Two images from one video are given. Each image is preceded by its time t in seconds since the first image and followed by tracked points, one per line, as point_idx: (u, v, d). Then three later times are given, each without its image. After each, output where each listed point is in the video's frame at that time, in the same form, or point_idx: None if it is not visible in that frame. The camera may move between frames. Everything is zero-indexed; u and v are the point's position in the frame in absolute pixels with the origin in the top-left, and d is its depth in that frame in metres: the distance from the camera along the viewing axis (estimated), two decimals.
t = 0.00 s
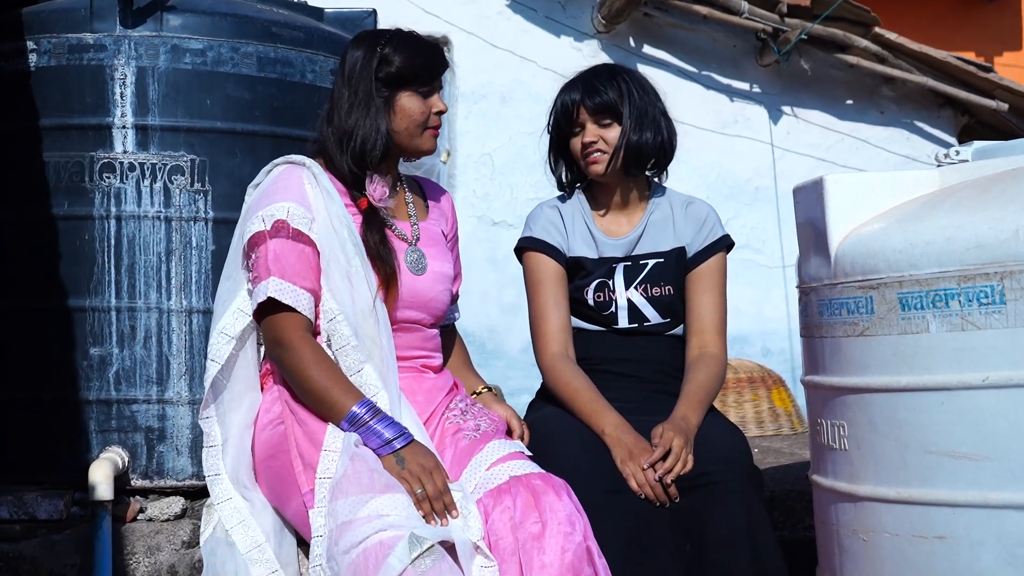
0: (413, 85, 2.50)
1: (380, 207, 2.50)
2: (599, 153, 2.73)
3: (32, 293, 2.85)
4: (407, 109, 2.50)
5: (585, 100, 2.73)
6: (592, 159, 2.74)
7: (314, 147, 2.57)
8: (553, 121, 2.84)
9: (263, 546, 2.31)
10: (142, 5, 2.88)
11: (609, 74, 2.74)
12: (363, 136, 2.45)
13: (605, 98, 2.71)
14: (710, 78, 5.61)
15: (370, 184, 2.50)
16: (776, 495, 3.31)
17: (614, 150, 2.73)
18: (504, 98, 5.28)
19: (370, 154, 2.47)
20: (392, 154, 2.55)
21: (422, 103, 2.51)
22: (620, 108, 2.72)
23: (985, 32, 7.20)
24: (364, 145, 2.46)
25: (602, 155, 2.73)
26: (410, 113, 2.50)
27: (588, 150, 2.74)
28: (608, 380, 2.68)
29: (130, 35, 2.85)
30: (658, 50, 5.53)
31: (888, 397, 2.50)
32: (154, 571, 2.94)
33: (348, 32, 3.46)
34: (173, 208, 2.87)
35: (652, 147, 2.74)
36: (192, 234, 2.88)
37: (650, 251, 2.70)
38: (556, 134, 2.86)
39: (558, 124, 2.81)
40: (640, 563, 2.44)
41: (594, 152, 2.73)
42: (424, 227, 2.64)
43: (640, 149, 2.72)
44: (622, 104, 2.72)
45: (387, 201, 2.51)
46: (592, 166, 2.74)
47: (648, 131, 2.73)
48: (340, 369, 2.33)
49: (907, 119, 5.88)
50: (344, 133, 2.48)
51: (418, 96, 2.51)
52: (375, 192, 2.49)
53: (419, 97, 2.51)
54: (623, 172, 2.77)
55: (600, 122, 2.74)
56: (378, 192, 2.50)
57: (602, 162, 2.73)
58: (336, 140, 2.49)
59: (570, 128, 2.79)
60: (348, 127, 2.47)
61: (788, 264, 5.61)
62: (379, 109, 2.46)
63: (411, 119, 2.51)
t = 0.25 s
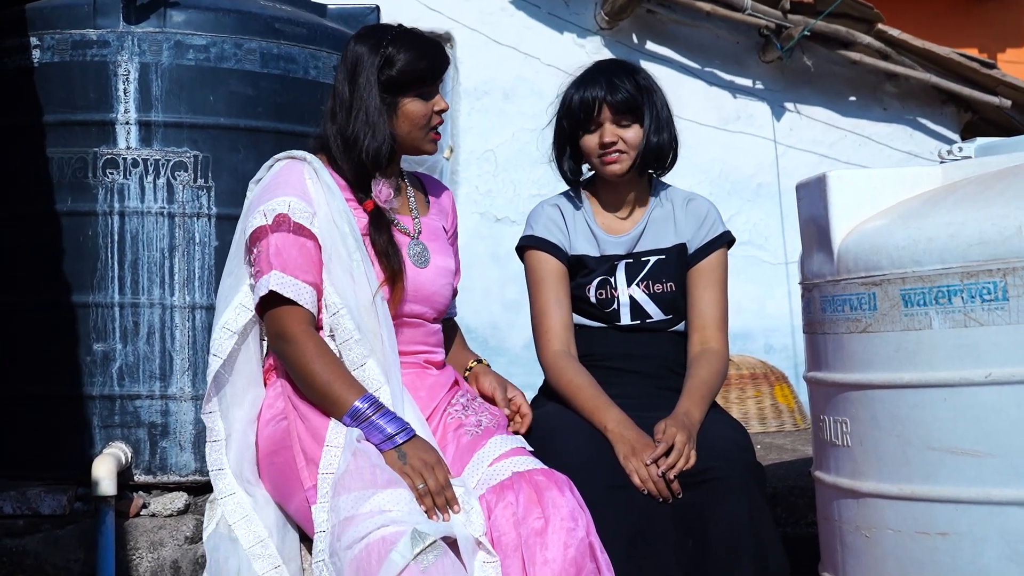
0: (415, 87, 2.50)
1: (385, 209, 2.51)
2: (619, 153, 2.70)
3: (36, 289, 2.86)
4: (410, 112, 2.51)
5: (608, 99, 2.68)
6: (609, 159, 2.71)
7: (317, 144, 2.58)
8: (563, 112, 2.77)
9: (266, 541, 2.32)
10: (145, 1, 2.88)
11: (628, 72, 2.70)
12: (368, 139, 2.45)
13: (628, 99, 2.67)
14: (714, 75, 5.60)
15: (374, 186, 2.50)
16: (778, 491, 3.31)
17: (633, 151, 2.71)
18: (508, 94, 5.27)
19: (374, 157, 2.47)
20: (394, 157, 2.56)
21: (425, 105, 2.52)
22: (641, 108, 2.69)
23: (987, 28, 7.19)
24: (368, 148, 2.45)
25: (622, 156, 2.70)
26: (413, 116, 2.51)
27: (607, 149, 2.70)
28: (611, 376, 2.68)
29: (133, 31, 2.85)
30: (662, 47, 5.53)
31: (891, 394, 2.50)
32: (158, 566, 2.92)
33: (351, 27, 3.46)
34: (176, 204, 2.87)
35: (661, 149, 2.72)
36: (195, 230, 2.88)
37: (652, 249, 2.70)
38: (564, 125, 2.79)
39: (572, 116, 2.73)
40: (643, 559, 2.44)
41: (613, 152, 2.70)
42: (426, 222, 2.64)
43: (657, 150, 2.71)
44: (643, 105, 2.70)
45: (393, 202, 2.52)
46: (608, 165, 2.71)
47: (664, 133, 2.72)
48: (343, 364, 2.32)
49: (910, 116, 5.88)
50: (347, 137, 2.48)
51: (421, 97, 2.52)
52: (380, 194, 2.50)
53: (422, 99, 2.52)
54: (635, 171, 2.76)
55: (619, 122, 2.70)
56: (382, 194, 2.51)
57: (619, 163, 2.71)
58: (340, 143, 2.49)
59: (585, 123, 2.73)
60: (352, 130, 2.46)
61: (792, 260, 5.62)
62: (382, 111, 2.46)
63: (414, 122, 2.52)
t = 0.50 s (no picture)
0: (415, 90, 2.49)
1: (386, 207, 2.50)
2: (641, 162, 2.67)
3: (41, 290, 2.86)
4: (411, 113, 2.50)
5: (645, 106, 2.61)
6: (629, 165, 2.67)
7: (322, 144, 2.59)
8: (589, 105, 2.66)
9: (271, 541, 2.33)
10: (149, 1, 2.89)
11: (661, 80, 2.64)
12: (365, 139, 2.45)
13: (659, 109, 2.63)
14: (718, 74, 5.61)
15: (373, 185, 2.49)
16: (783, 490, 3.31)
17: (653, 160, 2.68)
18: (512, 94, 5.27)
19: (371, 157, 2.47)
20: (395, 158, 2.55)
21: (426, 106, 2.51)
22: (668, 119, 2.66)
23: (990, 27, 7.19)
24: (365, 149, 2.46)
25: (643, 164, 2.67)
26: (413, 118, 2.51)
27: (631, 156, 2.66)
28: (614, 375, 2.67)
29: (138, 32, 2.85)
30: (665, 46, 5.53)
31: (896, 392, 2.49)
32: (163, 566, 2.92)
33: (355, 27, 3.46)
34: (181, 204, 2.87)
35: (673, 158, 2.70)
36: (200, 230, 2.89)
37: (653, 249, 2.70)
38: (586, 117, 2.68)
39: (601, 113, 2.64)
40: (648, 558, 2.44)
41: (637, 160, 2.66)
42: (430, 220, 2.65)
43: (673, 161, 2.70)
44: (669, 116, 2.67)
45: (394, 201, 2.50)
46: (628, 172, 2.67)
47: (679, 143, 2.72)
48: (350, 363, 2.32)
49: (914, 114, 5.88)
50: (347, 135, 2.49)
51: (422, 99, 2.51)
52: (381, 192, 2.48)
53: (423, 100, 2.51)
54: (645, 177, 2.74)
55: (646, 130, 2.66)
56: (381, 193, 2.49)
57: (639, 171, 2.68)
58: (340, 141, 2.50)
59: (611, 123, 2.65)
60: (350, 129, 2.47)
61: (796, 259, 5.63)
62: (381, 113, 2.47)
63: (414, 123, 2.51)
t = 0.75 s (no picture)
0: (417, 111, 2.46)
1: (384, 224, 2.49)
2: (658, 186, 2.65)
3: (42, 307, 2.84)
4: (413, 134, 2.48)
5: (671, 131, 2.60)
6: (644, 188, 2.65)
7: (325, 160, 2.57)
8: (613, 122, 2.62)
9: (274, 561, 2.30)
10: (151, 16, 2.86)
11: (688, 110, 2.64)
12: (366, 158, 2.43)
13: (680, 136, 2.63)
14: (725, 88, 5.58)
15: (371, 203, 2.48)
16: (792, 508, 3.27)
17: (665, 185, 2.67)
18: (515, 108, 5.23)
19: (370, 176, 2.45)
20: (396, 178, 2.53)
21: (428, 127, 2.49)
22: (686, 146, 2.66)
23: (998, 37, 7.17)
24: (366, 167, 2.44)
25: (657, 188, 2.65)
26: (415, 138, 2.49)
27: (648, 179, 2.63)
28: (621, 393, 2.64)
29: (140, 47, 2.83)
30: (670, 59, 5.52)
31: (906, 409, 2.46)
32: None
33: (358, 42, 3.44)
34: (184, 220, 2.85)
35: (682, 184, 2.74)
36: (202, 246, 2.86)
37: (657, 265, 2.67)
38: (608, 133, 2.64)
39: (624, 132, 2.61)
40: None
41: (655, 183, 2.64)
42: (434, 235, 2.64)
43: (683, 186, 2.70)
44: (687, 143, 2.66)
45: (392, 216, 2.48)
46: (642, 193, 2.65)
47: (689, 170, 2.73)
48: (351, 381, 2.30)
49: (922, 127, 5.84)
50: (348, 152, 2.46)
51: (424, 120, 2.48)
52: (380, 209, 2.47)
53: (426, 121, 2.48)
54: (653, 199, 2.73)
55: (664, 155, 2.64)
56: (381, 210, 2.48)
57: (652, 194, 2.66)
58: (341, 157, 2.48)
59: (633, 144, 2.62)
60: (351, 146, 2.45)
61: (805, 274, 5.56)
62: (383, 132, 2.45)
63: (416, 144, 2.49)
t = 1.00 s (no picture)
0: (437, 123, 2.41)
1: (399, 245, 2.41)
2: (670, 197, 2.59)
3: (41, 321, 2.79)
4: (433, 146, 2.43)
5: (682, 140, 2.54)
6: (656, 199, 2.59)
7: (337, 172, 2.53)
8: (622, 132, 2.57)
9: None
10: (152, 26, 2.80)
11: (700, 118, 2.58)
12: (383, 170, 2.38)
13: (692, 145, 2.57)
14: (737, 97, 5.40)
15: (387, 222, 2.40)
16: (809, 526, 3.18)
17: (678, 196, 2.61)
18: (524, 117, 5.01)
19: (390, 191, 2.40)
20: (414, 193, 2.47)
21: (449, 140, 2.43)
22: (699, 156, 2.60)
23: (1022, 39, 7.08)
24: (385, 183, 2.38)
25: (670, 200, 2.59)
26: (434, 152, 2.43)
27: (660, 189, 2.57)
28: (631, 408, 2.58)
29: (140, 57, 2.78)
30: (683, 67, 5.32)
31: (924, 425, 2.40)
32: None
33: (363, 52, 3.39)
34: (185, 233, 2.80)
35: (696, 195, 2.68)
36: (204, 260, 2.81)
37: (670, 278, 2.61)
38: (618, 143, 2.59)
39: (635, 141, 2.55)
40: None
41: (666, 195, 2.58)
42: (446, 251, 2.57)
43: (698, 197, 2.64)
44: (700, 152, 2.61)
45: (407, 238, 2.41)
46: (654, 204, 2.59)
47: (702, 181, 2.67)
48: (356, 397, 2.25)
49: (939, 137, 5.71)
50: (364, 167, 2.41)
51: (444, 132, 2.43)
52: (393, 230, 2.39)
53: (445, 133, 2.43)
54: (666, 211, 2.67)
55: (676, 165, 2.59)
56: (395, 231, 2.40)
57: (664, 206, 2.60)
58: (357, 173, 2.43)
59: (643, 154, 2.56)
60: (369, 161, 2.40)
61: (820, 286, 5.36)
62: (401, 146, 2.40)
63: (436, 157, 2.43)
